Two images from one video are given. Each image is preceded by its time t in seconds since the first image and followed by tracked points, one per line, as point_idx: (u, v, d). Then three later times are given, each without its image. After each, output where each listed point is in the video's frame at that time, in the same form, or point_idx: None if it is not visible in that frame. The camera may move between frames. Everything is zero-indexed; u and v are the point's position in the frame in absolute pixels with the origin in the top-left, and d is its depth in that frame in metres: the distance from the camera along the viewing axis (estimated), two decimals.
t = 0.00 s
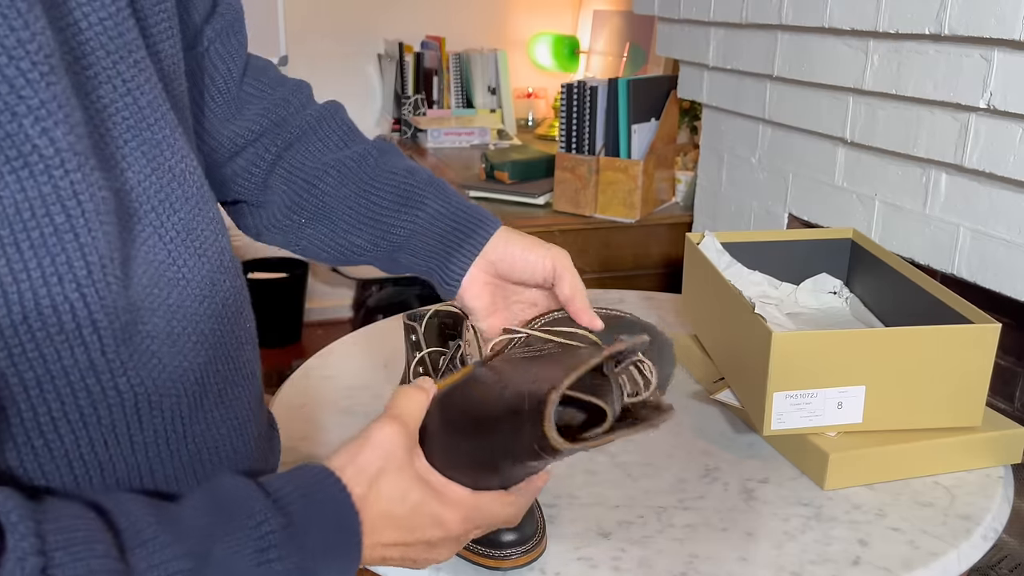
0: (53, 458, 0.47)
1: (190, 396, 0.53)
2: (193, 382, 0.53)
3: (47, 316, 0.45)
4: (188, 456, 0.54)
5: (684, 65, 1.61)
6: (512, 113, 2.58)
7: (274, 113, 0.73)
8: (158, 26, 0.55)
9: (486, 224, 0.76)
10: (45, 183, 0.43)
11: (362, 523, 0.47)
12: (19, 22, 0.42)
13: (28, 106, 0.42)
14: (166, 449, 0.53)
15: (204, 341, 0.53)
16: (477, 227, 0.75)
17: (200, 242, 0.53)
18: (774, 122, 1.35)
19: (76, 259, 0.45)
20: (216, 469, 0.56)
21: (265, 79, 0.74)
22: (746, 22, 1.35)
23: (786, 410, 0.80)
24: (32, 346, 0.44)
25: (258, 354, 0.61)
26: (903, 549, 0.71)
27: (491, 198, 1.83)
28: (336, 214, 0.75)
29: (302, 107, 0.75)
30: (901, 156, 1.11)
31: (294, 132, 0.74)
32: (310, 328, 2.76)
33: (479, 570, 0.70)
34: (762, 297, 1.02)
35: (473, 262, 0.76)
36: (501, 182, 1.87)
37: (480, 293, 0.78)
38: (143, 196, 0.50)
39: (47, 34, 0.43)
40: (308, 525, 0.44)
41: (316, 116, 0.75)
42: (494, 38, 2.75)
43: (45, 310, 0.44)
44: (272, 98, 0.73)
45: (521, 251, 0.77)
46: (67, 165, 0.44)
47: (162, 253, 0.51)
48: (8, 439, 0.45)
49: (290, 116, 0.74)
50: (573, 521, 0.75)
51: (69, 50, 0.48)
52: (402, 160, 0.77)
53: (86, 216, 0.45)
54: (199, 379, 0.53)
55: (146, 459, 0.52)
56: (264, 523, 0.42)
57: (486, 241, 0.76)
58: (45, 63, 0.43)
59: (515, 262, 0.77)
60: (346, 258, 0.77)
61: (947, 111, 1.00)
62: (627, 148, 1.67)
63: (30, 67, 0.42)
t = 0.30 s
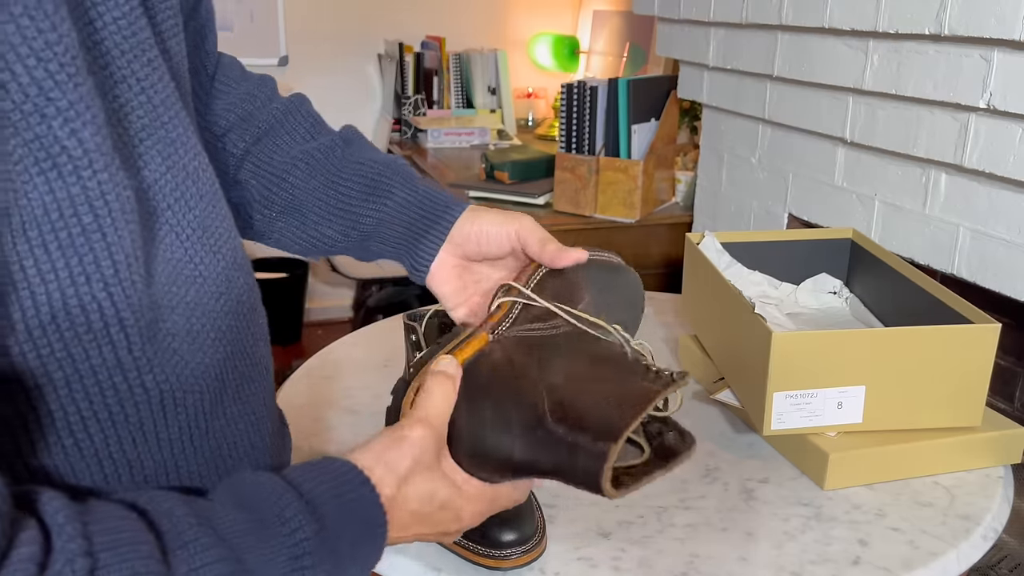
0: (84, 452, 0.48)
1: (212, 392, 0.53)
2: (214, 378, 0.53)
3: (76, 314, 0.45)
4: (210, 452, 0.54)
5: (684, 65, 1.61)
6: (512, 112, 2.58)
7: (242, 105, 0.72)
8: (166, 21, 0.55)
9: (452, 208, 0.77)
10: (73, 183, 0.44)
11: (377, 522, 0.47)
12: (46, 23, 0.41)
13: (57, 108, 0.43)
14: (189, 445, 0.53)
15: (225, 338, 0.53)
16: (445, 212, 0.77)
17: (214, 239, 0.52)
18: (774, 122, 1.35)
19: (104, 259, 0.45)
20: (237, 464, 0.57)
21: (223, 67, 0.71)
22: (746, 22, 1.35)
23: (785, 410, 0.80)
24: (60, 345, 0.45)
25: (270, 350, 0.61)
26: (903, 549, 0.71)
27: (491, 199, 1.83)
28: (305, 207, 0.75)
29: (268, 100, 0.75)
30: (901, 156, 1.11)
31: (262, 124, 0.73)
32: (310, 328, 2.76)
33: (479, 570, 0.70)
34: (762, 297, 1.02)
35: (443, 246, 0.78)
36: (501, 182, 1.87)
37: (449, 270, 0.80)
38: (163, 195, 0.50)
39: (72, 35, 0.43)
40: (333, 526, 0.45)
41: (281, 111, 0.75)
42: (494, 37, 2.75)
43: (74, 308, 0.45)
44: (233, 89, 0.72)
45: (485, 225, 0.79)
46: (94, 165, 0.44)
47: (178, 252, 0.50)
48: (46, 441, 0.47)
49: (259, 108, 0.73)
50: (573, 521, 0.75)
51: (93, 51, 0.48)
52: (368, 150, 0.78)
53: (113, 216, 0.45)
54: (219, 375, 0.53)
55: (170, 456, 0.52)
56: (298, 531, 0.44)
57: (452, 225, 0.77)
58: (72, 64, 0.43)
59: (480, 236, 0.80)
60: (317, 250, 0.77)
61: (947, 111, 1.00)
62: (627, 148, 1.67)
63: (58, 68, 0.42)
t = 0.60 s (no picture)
0: (102, 447, 0.48)
1: (225, 387, 0.53)
2: (227, 374, 0.53)
3: (94, 311, 0.45)
4: (222, 447, 0.54)
5: (684, 65, 1.61)
6: (512, 112, 2.58)
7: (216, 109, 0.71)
8: (175, 16, 0.55)
9: (431, 212, 0.77)
10: (91, 177, 0.44)
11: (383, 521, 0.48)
12: (65, 15, 0.42)
13: (76, 101, 0.43)
14: (202, 441, 0.53)
15: (238, 333, 0.54)
16: (423, 215, 0.77)
17: (224, 234, 0.52)
18: (774, 122, 1.35)
19: (122, 254, 0.45)
20: (248, 460, 0.56)
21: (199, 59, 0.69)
22: (746, 22, 1.35)
23: (785, 410, 0.80)
24: (79, 341, 0.45)
25: (276, 346, 0.61)
26: (903, 549, 0.71)
27: (491, 199, 1.83)
28: (281, 210, 0.75)
29: (246, 101, 0.73)
30: (901, 156, 1.10)
31: (238, 126, 0.72)
32: (310, 328, 2.76)
33: (479, 570, 0.70)
34: (762, 297, 1.02)
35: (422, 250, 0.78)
36: (501, 182, 1.87)
37: (429, 274, 0.80)
38: (179, 189, 0.50)
39: (90, 28, 0.44)
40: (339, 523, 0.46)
41: (260, 110, 0.74)
42: (494, 38, 2.75)
43: (93, 304, 0.45)
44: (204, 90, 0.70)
45: (459, 227, 0.78)
46: (113, 159, 0.44)
47: (192, 248, 0.50)
48: (73, 434, 0.47)
49: (234, 110, 0.72)
50: (572, 521, 0.75)
51: (112, 45, 0.48)
52: (345, 152, 0.78)
53: (131, 210, 0.45)
54: (232, 370, 0.53)
55: (184, 452, 0.52)
56: (315, 530, 0.44)
57: (431, 228, 0.77)
58: (91, 57, 0.43)
59: (456, 240, 0.79)
60: (293, 253, 0.77)
61: (947, 111, 1.00)
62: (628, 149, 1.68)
63: (77, 61, 0.42)
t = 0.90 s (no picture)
0: (108, 444, 0.48)
1: (229, 384, 0.53)
2: (230, 371, 0.53)
3: (102, 306, 0.45)
4: (224, 445, 0.54)
5: (684, 65, 1.61)
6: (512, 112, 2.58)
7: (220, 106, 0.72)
8: (186, 10, 0.54)
9: (432, 212, 0.75)
10: (99, 171, 0.44)
11: (392, 528, 0.47)
12: (73, 7, 0.42)
13: (84, 93, 0.43)
14: (205, 438, 0.53)
15: (241, 330, 0.54)
16: (425, 214, 0.75)
17: (236, 230, 0.53)
18: (774, 122, 1.35)
19: (130, 249, 0.45)
20: (251, 460, 0.56)
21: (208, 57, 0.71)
22: (746, 22, 1.35)
23: (786, 410, 0.80)
24: (86, 338, 0.45)
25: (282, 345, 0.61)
26: (903, 549, 0.71)
27: (491, 199, 1.83)
28: (281, 206, 0.75)
29: (250, 99, 0.74)
30: (901, 156, 1.11)
31: (240, 123, 0.73)
32: (310, 328, 2.76)
33: (479, 570, 0.70)
34: (762, 297, 1.02)
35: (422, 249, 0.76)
36: (501, 182, 1.87)
37: (429, 276, 0.79)
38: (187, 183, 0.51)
39: (98, 20, 0.44)
40: (348, 529, 0.45)
41: (264, 108, 0.75)
42: (494, 38, 2.75)
43: (100, 300, 0.45)
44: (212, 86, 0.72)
45: (464, 229, 0.77)
46: (121, 153, 0.44)
47: (204, 243, 0.51)
48: (78, 430, 0.47)
49: (240, 109, 0.73)
50: (572, 522, 0.75)
51: (121, 37, 0.48)
52: (351, 153, 0.78)
53: (138, 205, 0.45)
54: (235, 368, 0.53)
55: (187, 449, 0.52)
56: (326, 536, 0.44)
57: (433, 228, 0.75)
58: (100, 49, 0.43)
59: (458, 242, 0.78)
60: (294, 251, 0.77)
61: (947, 111, 1.00)
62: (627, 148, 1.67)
63: (86, 52, 0.43)
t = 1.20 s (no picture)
0: (109, 442, 0.48)
1: (231, 384, 0.53)
2: (233, 371, 0.53)
3: (104, 305, 0.45)
4: (225, 444, 0.54)
5: (684, 65, 1.61)
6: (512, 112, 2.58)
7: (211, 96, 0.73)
8: (193, 12, 0.55)
9: (416, 206, 0.76)
10: (104, 172, 0.44)
11: (401, 486, 0.48)
12: (78, 9, 0.42)
13: (90, 94, 0.43)
14: (206, 438, 0.53)
15: (245, 330, 0.54)
16: (408, 209, 0.75)
17: (242, 229, 0.53)
18: (774, 122, 1.35)
19: (133, 250, 0.45)
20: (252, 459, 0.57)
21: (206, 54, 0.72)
22: (746, 22, 1.35)
23: (785, 410, 0.80)
24: (88, 338, 0.45)
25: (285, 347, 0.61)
26: (903, 549, 0.71)
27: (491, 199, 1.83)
28: (267, 200, 0.76)
29: (240, 93, 0.75)
30: (901, 156, 1.10)
31: (229, 115, 0.74)
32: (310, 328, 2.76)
33: (479, 570, 0.70)
34: (762, 297, 1.02)
35: (407, 243, 0.76)
36: (501, 182, 1.87)
37: (420, 266, 0.78)
38: (192, 184, 0.51)
39: (102, 21, 0.44)
40: (355, 486, 0.45)
41: (253, 103, 0.75)
42: (494, 38, 2.75)
43: (102, 300, 0.45)
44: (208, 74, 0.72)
45: (448, 216, 0.76)
46: (125, 154, 0.44)
47: (210, 242, 0.51)
48: (82, 427, 0.47)
49: (232, 102, 0.74)
50: (572, 522, 0.75)
51: (125, 38, 0.48)
52: (337, 149, 0.78)
53: (142, 205, 0.45)
54: (238, 367, 0.53)
55: (187, 449, 0.52)
56: (332, 494, 0.44)
57: (417, 222, 0.76)
58: (105, 50, 0.43)
59: (446, 229, 0.77)
60: (278, 244, 0.78)
61: (947, 112, 1.00)
62: (627, 148, 1.69)
63: (91, 54, 0.43)
